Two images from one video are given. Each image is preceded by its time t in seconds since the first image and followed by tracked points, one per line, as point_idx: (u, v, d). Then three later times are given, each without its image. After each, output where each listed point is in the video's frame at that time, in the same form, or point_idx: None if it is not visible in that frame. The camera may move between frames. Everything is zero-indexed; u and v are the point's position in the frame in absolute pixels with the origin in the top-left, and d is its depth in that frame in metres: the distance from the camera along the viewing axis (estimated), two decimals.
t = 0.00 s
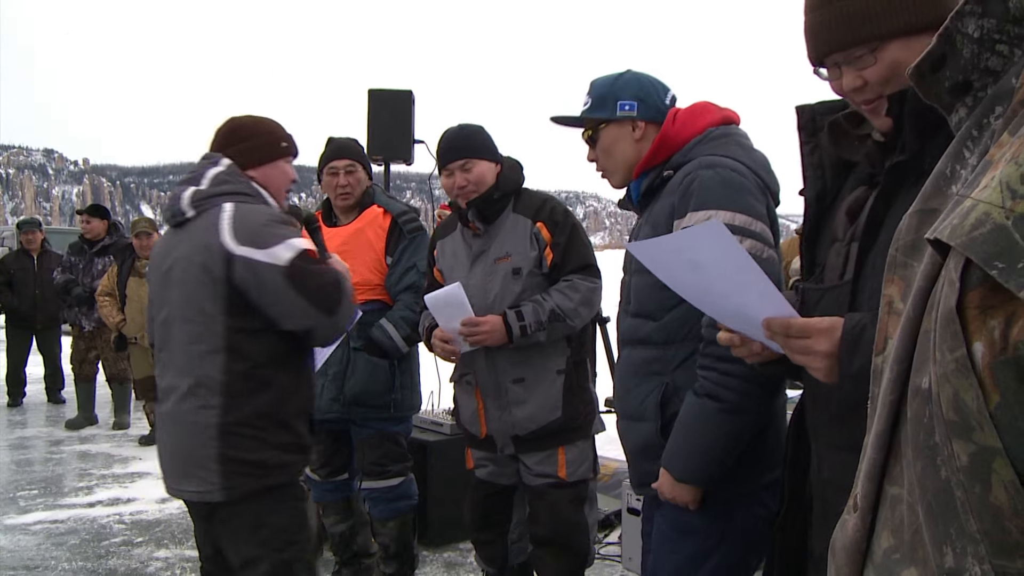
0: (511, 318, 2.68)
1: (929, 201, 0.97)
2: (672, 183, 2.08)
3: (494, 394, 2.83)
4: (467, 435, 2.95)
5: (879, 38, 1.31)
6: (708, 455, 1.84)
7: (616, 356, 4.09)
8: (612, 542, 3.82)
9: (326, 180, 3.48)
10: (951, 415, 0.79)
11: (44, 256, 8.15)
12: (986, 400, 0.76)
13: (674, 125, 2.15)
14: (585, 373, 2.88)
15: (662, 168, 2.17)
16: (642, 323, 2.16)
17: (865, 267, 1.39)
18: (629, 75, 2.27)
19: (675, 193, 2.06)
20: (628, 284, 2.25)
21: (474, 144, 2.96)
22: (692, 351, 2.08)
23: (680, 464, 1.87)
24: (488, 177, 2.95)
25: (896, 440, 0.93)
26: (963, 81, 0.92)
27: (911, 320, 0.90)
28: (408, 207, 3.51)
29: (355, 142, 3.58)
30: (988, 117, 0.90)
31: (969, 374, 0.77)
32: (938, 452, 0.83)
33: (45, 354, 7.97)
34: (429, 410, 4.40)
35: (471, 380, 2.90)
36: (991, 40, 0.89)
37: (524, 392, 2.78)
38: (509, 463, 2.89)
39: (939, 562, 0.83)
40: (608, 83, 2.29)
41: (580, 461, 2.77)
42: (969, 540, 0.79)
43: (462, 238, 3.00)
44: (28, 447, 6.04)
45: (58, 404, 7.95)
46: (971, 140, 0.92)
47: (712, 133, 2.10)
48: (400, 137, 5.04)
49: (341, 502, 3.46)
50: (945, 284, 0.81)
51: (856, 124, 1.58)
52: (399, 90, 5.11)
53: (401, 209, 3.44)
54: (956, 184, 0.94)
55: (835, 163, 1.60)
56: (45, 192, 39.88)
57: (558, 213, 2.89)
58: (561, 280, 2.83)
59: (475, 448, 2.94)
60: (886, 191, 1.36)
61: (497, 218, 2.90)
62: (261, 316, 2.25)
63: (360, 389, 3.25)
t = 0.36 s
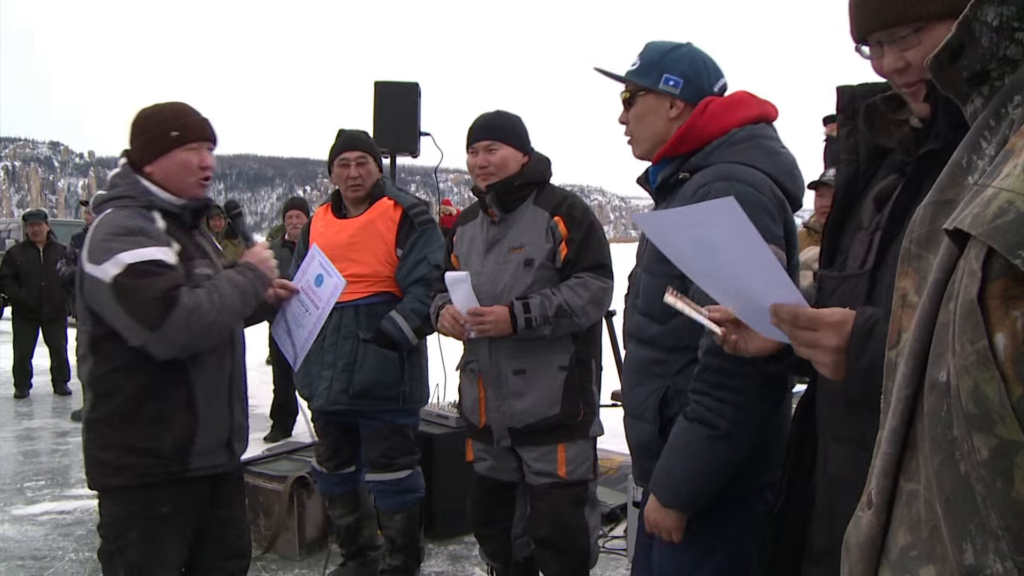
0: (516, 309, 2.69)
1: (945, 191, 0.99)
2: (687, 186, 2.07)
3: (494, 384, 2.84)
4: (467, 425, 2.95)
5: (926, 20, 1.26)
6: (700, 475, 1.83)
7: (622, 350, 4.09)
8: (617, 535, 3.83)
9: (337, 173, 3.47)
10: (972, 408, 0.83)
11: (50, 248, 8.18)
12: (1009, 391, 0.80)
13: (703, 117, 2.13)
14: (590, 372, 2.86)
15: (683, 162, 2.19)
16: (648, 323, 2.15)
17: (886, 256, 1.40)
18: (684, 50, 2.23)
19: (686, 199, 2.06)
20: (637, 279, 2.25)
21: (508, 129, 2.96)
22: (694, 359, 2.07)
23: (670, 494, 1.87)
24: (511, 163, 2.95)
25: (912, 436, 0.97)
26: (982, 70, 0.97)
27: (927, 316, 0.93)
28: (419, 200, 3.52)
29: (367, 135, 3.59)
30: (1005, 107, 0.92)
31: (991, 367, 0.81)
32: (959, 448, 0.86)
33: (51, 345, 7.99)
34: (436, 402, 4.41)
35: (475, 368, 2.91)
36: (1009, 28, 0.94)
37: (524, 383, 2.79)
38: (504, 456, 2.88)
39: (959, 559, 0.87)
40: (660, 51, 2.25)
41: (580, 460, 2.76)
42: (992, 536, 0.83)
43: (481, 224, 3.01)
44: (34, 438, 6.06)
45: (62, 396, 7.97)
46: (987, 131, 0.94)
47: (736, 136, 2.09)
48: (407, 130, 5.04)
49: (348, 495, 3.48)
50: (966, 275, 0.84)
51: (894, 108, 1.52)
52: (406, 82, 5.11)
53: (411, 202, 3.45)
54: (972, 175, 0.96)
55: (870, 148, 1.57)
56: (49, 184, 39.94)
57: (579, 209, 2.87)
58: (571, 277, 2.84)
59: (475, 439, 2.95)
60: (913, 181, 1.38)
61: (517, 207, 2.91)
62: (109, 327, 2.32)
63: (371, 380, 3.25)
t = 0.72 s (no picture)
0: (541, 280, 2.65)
1: (964, 174, 1.01)
2: (733, 174, 2.08)
3: (513, 372, 2.86)
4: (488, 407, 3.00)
5: None
6: (720, 462, 1.79)
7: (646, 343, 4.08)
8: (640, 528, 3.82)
9: (364, 163, 3.47)
10: (1005, 384, 0.77)
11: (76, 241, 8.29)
12: None
13: (751, 108, 2.14)
14: (613, 373, 2.81)
15: (725, 152, 2.18)
16: (674, 309, 2.14)
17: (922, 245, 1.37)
18: (738, 39, 2.20)
19: (730, 189, 2.07)
20: (665, 263, 2.25)
21: (569, 119, 2.98)
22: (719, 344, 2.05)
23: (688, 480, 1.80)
24: (563, 151, 2.96)
25: (932, 419, 0.95)
26: (1001, 55, 0.94)
27: (949, 296, 0.91)
28: (444, 191, 3.53)
29: (393, 126, 3.60)
30: None
31: None
32: (983, 425, 0.82)
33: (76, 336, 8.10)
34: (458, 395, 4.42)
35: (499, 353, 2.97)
36: None
37: (540, 374, 2.77)
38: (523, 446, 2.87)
39: (986, 537, 0.82)
40: (716, 37, 2.22)
41: (592, 461, 2.73)
42: (1020, 514, 0.79)
43: (528, 212, 3.01)
44: (59, 428, 6.14)
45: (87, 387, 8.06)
46: (1006, 115, 0.95)
47: (783, 131, 2.10)
48: (429, 122, 5.04)
49: (372, 487, 3.49)
50: (999, 250, 0.81)
51: (938, 95, 1.51)
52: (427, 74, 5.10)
53: (438, 193, 3.46)
54: (991, 158, 0.97)
55: (910, 135, 1.55)
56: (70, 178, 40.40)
57: (616, 199, 2.84)
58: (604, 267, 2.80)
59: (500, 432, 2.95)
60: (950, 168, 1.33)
61: (563, 199, 2.91)
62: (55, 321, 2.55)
63: (397, 371, 3.26)
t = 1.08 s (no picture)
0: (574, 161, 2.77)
1: (935, 161, 1.04)
2: (741, 165, 2.10)
3: (541, 366, 2.86)
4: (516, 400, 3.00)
5: None
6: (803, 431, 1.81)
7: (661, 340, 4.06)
8: (654, 526, 3.81)
9: (380, 158, 3.46)
10: (972, 338, 0.86)
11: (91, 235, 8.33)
12: (1011, 317, 0.83)
13: (751, 108, 2.16)
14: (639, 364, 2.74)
15: (725, 147, 2.18)
16: (689, 299, 2.14)
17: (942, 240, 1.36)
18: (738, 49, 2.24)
19: (742, 178, 2.08)
20: (672, 257, 2.23)
21: (614, 112, 2.92)
22: (735, 331, 2.07)
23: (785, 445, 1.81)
24: (602, 146, 2.92)
25: (902, 385, 1.00)
26: (972, 52, 1.02)
27: (921, 271, 0.97)
28: (460, 187, 3.52)
29: (409, 122, 3.59)
30: (994, 86, 0.99)
31: (997, 295, 0.84)
32: (948, 382, 0.90)
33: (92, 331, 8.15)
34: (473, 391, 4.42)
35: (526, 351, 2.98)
36: (1000, 14, 0.99)
37: (565, 369, 2.77)
38: (546, 443, 2.88)
39: (949, 487, 0.90)
40: (720, 43, 2.23)
41: (615, 463, 2.72)
42: (982, 462, 0.86)
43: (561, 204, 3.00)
44: (75, 422, 6.18)
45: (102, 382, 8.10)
46: (976, 106, 1.01)
47: (778, 127, 2.13)
48: (444, 117, 5.03)
49: (386, 483, 3.50)
50: (970, 215, 0.88)
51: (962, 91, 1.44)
52: (443, 69, 5.09)
53: (454, 188, 3.45)
54: (961, 146, 1.02)
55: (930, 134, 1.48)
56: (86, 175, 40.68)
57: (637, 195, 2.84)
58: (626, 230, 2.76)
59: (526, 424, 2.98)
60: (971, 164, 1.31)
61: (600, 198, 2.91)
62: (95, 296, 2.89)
63: (412, 367, 3.25)
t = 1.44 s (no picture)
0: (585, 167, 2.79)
1: (889, 163, 1.07)
2: (748, 158, 2.10)
3: (546, 364, 2.85)
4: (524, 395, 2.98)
5: None
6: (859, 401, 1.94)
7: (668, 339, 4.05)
8: (662, 525, 3.80)
9: (386, 157, 3.46)
10: (934, 312, 0.87)
11: (100, 234, 8.34)
12: (968, 291, 0.84)
13: (753, 106, 2.17)
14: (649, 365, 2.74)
15: (729, 144, 2.17)
16: (699, 291, 2.13)
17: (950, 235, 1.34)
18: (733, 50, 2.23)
19: (750, 170, 2.07)
20: (680, 251, 2.21)
21: (623, 107, 2.88)
22: (747, 320, 2.06)
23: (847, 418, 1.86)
24: (614, 142, 2.89)
25: (870, 367, 1.02)
26: (919, 62, 1.08)
27: (883, 260, 1.01)
28: (467, 185, 3.52)
29: (415, 120, 3.59)
30: (940, 92, 1.02)
31: (954, 272, 0.85)
32: (912, 358, 0.92)
33: (101, 330, 8.17)
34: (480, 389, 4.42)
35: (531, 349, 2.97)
36: (943, 29, 1.05)
37: (570, 366, 2.76)
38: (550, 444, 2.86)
39: (917, 458, 0.92)
40: (722, 46, 2.22)
41: (620, 463, 2.69)
42: (945, 431, 0.88)
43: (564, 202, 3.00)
44: (84, 421, 6.20)
45: (111, 380, 8.12)
46: (925, 112, 1.04)
47: (778, 125, 2.17)
48: (452, 115, 5.03)
49: (393, 481, 3.50)
50: (927, 200, 0.90)
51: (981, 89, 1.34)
52: (451, 68, 5.09)
53: (461, 187, 3.46)
54: (914, 147, 1.04)
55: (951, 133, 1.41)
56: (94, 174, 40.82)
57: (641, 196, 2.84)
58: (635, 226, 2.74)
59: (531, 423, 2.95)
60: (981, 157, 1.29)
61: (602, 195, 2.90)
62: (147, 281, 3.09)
63: (418, 365, 3.25)
